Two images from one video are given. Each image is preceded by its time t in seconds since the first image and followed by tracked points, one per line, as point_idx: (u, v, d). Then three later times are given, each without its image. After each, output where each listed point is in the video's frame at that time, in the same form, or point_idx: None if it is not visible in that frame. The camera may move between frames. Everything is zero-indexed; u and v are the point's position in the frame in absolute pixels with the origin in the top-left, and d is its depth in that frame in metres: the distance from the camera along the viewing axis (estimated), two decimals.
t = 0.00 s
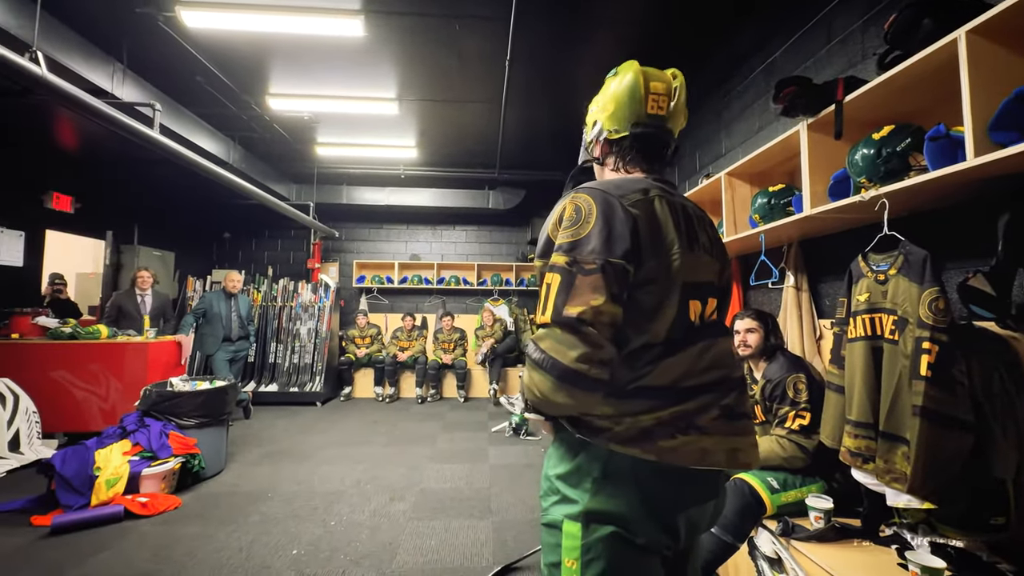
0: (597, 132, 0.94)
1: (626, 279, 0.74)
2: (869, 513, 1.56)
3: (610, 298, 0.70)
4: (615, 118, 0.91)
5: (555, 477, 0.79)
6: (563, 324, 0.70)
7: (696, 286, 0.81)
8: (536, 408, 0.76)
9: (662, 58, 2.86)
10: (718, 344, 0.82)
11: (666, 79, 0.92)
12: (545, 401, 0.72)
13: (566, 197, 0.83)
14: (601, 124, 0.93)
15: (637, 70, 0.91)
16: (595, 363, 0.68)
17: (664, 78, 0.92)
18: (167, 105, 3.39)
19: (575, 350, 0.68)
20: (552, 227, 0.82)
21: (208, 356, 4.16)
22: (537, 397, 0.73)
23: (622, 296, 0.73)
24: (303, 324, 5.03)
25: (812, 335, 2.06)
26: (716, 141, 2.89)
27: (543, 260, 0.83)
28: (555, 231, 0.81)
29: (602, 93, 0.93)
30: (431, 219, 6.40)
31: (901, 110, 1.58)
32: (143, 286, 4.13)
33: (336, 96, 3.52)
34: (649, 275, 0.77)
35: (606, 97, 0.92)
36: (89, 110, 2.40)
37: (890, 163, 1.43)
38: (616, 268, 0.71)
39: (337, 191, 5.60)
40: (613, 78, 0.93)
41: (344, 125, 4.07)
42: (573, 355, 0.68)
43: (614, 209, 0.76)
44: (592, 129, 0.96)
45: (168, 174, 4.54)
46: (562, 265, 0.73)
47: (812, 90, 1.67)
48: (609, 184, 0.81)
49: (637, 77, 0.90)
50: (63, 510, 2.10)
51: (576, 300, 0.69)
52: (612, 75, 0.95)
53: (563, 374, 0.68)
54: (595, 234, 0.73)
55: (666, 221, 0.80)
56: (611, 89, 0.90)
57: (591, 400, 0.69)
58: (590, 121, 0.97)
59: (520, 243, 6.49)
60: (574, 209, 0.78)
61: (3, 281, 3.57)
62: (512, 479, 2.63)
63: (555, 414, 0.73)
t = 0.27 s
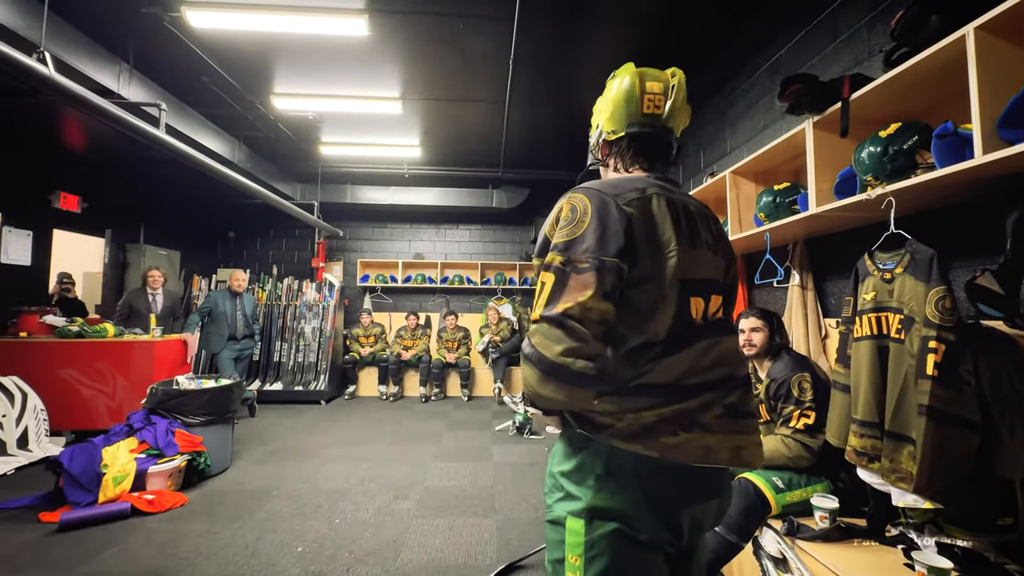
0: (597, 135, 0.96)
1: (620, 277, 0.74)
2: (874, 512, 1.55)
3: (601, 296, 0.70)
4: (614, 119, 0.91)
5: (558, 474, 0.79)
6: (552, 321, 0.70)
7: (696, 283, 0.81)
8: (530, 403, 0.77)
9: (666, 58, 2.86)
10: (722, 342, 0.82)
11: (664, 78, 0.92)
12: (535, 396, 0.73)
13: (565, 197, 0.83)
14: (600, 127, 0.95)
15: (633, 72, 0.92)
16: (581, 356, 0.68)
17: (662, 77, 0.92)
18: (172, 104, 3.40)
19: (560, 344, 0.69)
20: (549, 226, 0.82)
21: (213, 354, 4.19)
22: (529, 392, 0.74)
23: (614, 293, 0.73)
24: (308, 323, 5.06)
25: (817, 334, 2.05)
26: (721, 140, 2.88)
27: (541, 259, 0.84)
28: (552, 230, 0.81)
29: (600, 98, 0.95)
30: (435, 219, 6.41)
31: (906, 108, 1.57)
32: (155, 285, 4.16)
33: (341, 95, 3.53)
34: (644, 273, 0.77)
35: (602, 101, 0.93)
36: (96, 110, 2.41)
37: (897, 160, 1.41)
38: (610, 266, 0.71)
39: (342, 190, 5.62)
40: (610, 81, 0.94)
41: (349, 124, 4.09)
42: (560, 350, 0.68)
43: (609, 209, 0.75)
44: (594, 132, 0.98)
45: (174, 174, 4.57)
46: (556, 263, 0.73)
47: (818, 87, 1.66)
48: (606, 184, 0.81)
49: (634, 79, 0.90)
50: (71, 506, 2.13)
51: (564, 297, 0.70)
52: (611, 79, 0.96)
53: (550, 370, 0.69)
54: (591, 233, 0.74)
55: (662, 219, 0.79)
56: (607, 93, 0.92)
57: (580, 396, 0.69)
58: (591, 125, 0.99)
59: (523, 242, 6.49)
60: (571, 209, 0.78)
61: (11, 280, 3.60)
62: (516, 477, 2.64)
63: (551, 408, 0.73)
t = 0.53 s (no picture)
0: (602, 130, 0.94)
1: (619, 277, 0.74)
2: (875, 512, 1.55)
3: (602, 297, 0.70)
4: (620, 118, 0.90)
5: (556, 472, 0.79)
6: (561, 324, 0.70)
7: (694, 282, 0.80)
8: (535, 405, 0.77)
9: (667, 58, 2.85)
10: (721, 342, 0.82)
11: (671, 81, 0.92)
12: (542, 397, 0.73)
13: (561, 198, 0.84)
14: (606, 122, 0.93)
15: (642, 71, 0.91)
16: (590, 358, 0.69)
17: (668, 80, 0.92)
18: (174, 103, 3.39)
19: (569, 346, 0.69)
20: (546, 227, 0.82)
21: (215, 353, 4.19)
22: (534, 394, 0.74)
23: (614, 293, 0.73)
24: (309, 322, 5.06)
25: (818, 334, 2.05)
26: (722, 139, 2.88)
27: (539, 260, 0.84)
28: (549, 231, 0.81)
29: (607, 94, 0.93)
30: (436, 218, 6.42)
31: (908, 108, 1.57)
32: (165, 283, 4.15)
33: (343, 95, 3.53)
34: (641, 272, 0.77)
35: (611, 97, 0.91)
36: (98, 109, 2.41)
37: (900, 160, 1.41)
38: (607, 266, 0.71)
39: (343, 190, 5.62)
40: (618, 78, 0.93)
41: (351, 124, 4.09)
42: (570, 352, 0.69)
43: (605, 209, 0.76)
44: (597, 127, 0.95)
45: (176, 173, 4.58)
46: (555, 264, 0.73)
47: (820, 87, 1.65)
48: (602, 185, 0.81)
49: (642, 78, 0.89)
50: (72, 505, 2.13)
51: (568, 299, 0.70)
52: (616, 75, 0.94)
53: (558, 371, 0.69)
54: (588, 234, 0.74)
55: (658, 218, 0.79)
56: (616, 89, 0.90)
57: (586, 396, 0.69)
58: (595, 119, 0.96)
59: (524, 242, 6.49)
60: (568, 209, 0.78)
61: (13, 280, 3.60)
62: (516, 477, 2.64)
63: (552, 408, 0.73)
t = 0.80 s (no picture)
0: (616, 124, 0.90)
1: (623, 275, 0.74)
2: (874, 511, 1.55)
3: (605, 296, 0.70)
4: (640, 113, 0.88)
5: (555, 471, 0.79)
6: (561, 322, 0.70)
7: (695, 282, 0.80)
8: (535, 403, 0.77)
9: (667, 57, 2.85)
10: (720, 341, 0.82)
11: (680, 86, 0.93)
12: (542, 395, 0.73)
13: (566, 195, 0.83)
14: (623, 116, 0.89)
15: (659, 74, 0.91)
16: (590, 358, 0.69)
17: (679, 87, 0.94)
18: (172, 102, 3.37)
19: (570, 345, 0.69)
20: (551, 224, 0.82)
21: (214, 352, 4.19)
22: (534, 392, 0.74)
23: (619, 292, 0.72)
24: (309, 321, 5.06)
25: (817, 334, 2.05)
26: (722, 139, 2.88)
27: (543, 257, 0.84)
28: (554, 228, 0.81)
29: (624, 87, 0.90)
30: (436, 217, 6.41)
31: (908, 108, 1.57)
32: (174, 282, 4.16)
33: (343, 94, 3.53)
34: (645, 271, 0.76)
35: (632, 91, 0.88)
36: (97, 108, 2.41)
37: (899, 160, 1.41)
38: (612, 265, 0.71)
39: (342, 189, 5.62)
40: (635, 74, 0.91)
41: (351, 123, 4.09)
42: (571, 351, 0.68)
43: (611, 207, 0.75)
44: (609, 118, 0.91)
45: (175, 172, 4.57)
46: (560, 262, 0.73)
47: (820, 86, 1.65)
48: (607, 183, 0.80)
49: (660, 78, 0.90)
50: (72, 504, 2.13)
51: (571, 297, 0.70)
52: (629, 71, 0.92)
53: (559, 370, 0.69)
54: (593, 232, 0.73)
55: (663, 218, 0.79)
56: (638, 86, 0.88)
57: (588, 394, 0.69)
58: (606, 109, 0.91)
59: (524, 241, 6.49)
60: (573, 206, 0.78)
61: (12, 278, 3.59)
62: (516, 476, 2.64)
63: (553, 406, 0.73)
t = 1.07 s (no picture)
0: (637, 121, 0.90)
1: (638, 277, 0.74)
2: (878, 514, 1.54)
3: (618, 297, 0.69)
4: (660, 115, 0.90)
5: (559, 473, 0.79)
6: (571, 322, 0.69)
7: (704, 284, 0.81)
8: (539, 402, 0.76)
9: (670, 58, 2.85)
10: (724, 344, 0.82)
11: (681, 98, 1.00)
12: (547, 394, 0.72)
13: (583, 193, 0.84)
14: (646, 114, 0.90)
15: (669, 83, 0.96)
16: (599, 359, 0.68)
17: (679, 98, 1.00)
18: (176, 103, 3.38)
19: (580, 346, 0.68)
20: (566, 222, 0.82)
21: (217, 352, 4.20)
22: (539, 391, 0.74)
23: (633, 293, 0.72)
24: (311, 321, 5.06)
25: (821, 336, 2.05)
26: (724, 140, 2.88)
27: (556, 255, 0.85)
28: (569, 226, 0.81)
29: (643, 87, 0.91)
30: (437, 218, 6.42)
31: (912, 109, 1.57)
32: (183, 283, 4.20)
33: (345, 95, 3.54)
34: (659, 273, 0.76)
35: (652, 93, 0.90)
36: (101, 109, 2.42)
37: (902, 160, 1.41)
38: (629, 265, 0.71)
39: (344, 190, 5.62)
40: (650, 77, 0.93)
41: (352, 124, 4.10)
42: (579, 352, 0.68)
43: (629, 207, 0.75)
44: (629, 115, 0.90)
45: (178, 173, 4.59)
46: (577, 261, 0.73)
47: (823, 87, 1.64)
48: (626, 184, 0.80)
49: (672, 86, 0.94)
50: (76, 504, 2.14)
51: (585, 297, 0.69)
52: (641, 74, 0.94)
53: (566, 370, 0.68)
54: (611, 232, 0.73)
55: (678, 220, 0.80)
56: (656, 89, 0.91)
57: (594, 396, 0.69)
58: (626, 105, 0.90)
59: (526, 242, 6.49)
60: (590, 205, 0.78)
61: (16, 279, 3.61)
62: (518, 477, 2.64)
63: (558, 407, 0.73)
